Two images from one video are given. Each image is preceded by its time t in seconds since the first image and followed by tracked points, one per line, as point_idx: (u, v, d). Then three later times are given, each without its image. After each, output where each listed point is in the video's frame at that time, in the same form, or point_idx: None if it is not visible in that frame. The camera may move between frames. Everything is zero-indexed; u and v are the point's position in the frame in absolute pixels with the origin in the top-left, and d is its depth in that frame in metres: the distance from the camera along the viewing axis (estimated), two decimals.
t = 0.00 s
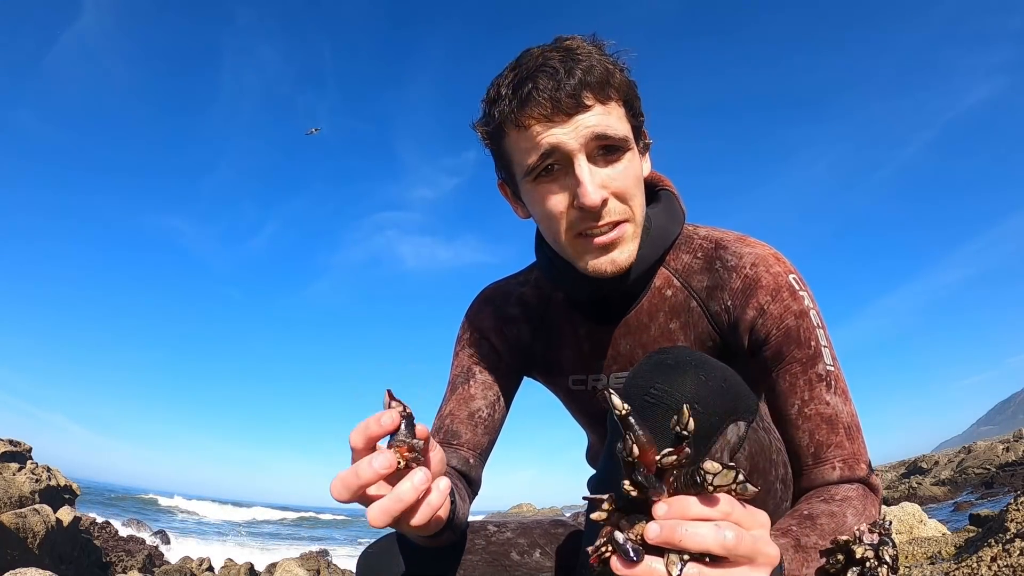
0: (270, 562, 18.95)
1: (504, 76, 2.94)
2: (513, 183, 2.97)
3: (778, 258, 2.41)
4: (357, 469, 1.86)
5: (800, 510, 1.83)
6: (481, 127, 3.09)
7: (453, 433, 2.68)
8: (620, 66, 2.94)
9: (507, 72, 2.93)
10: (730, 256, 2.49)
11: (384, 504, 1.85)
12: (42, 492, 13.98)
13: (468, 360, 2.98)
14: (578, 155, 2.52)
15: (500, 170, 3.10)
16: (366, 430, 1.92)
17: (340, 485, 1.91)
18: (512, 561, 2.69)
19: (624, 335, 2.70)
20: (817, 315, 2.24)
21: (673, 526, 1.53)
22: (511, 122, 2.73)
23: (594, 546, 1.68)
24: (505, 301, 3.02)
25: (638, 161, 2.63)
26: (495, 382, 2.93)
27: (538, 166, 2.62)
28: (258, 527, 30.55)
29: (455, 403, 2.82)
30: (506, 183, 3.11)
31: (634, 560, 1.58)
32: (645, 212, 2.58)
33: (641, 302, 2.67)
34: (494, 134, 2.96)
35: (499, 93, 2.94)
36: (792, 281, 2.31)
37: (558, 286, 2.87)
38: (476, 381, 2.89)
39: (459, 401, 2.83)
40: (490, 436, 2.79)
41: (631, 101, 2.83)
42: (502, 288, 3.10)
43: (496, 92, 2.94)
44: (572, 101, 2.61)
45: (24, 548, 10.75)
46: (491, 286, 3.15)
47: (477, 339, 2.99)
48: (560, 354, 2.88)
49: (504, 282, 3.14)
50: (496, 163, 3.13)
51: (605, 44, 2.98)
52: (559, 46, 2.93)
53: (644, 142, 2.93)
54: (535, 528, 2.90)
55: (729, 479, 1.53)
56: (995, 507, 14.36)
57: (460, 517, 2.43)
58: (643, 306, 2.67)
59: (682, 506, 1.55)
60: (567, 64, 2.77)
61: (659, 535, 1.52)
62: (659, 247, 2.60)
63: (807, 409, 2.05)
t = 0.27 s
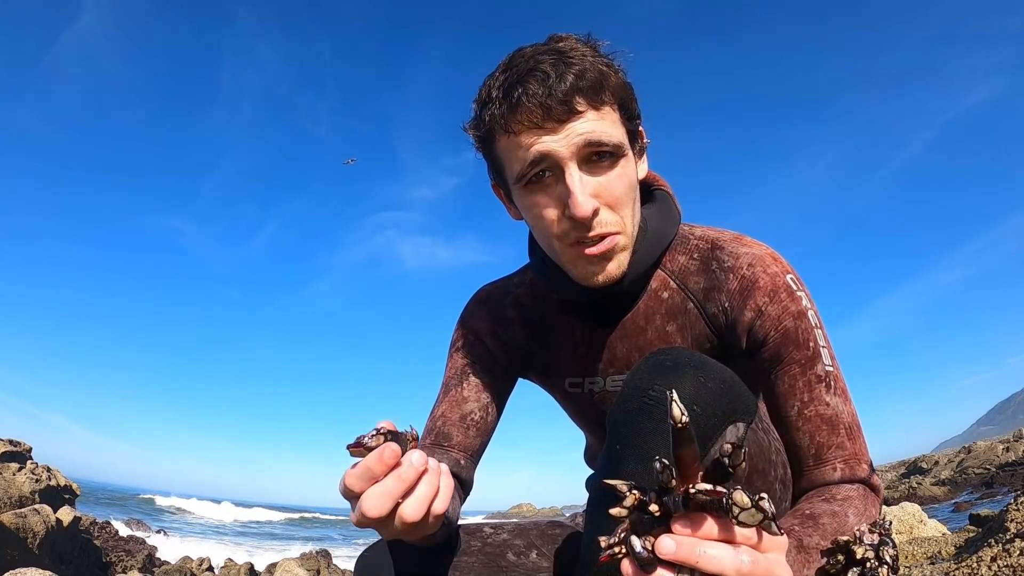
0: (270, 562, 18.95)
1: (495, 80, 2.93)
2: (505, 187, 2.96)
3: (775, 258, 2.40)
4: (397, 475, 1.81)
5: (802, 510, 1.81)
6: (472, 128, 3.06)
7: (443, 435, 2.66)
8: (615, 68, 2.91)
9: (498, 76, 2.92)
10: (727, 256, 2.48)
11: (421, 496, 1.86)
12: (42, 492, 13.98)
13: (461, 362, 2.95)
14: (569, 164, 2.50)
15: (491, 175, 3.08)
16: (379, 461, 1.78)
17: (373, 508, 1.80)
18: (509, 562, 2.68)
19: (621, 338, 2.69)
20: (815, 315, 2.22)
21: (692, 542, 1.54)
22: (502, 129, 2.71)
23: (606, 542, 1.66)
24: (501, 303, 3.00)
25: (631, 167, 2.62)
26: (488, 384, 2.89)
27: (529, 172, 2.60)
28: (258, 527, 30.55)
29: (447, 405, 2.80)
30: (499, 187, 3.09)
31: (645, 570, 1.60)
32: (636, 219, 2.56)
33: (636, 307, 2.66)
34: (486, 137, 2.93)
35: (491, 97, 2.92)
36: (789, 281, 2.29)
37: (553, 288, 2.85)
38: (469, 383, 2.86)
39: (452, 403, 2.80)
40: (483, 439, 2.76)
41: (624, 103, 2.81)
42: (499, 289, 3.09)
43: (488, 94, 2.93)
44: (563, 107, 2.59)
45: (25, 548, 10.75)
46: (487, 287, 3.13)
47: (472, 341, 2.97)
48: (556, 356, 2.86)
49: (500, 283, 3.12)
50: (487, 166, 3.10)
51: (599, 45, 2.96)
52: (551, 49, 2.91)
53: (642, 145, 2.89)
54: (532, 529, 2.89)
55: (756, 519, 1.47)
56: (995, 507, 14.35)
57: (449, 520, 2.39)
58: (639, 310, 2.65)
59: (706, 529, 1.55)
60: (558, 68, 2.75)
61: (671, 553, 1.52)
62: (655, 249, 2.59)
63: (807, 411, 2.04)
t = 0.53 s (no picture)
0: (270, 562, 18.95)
1: (546, 51, 2.84)
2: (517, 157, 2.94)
3: (769, 259, 2.40)
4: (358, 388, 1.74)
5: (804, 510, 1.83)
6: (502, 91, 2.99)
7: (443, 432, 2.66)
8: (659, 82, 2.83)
9: (550, 49, 2.83)
10: (721, 256, 2.48)
11: (406, 420, 1.73)
12: (42, 492, 13.97)
13: (460, 360, 2.94)
14: (580, 163, 2.51)
15: (508, 144, 3.06)
16: (360, 392, 1.74)
17: (348, 412, 1.76)
18: (510, 561, 2.68)
19: (616, 336, 2.69)
20: (810, 315, 2.22)
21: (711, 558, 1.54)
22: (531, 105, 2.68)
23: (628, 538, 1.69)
24: (498, 303, 3.00)
25: (644, 183, 2.62)
26: (487, 381, 2.89)
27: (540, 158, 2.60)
28: (258, 527, 30.54)
29: (447, 402, 2.79)
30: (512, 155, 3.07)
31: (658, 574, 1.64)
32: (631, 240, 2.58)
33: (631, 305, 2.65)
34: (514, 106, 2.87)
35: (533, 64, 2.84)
36: (783, 282, 2.29)
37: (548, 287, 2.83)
38: (468, 380, 2.85)
39: (450, 401, 2.79)
40: (482, 436, 2.76)
41: (657, 124, 2.74)
42: (495, 289, 3.08)
43: (531, 66, 2.83)
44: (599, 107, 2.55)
45: (25, 548, 10.74)
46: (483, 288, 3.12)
47: (470, 339, 2.96)
48: (553, 356, 2.87)
49: (496, 283, 3.12)
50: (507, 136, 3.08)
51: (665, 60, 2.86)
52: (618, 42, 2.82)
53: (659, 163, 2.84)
54: (533, 529, 2.88)
55: (831, 530, 1.58)
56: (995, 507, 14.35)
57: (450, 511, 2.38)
58: (634, 309, 2.65)
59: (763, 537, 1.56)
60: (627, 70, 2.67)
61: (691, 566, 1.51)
62: (655, 248, 2.59)
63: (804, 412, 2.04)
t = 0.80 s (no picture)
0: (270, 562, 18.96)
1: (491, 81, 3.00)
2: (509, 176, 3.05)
3: (780, 257, 2.40)
4: (377, 425, 1.71)
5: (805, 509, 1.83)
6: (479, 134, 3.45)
7: (449, 431, 2.66)
8: (598, 61, 2.90)
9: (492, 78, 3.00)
10: (732, 253, 2.49)
11: (411, 449, 1.74)
12: (42, 492, 13.98)
13: (466, 359, 2.94)
14: (548, 152, 2.60)
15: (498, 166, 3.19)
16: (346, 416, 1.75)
17: (343, 437, 1.77)
18: (513, 561, 2.69)
19: (625, 331, 2.69)
20: (818, 313, 2.23)
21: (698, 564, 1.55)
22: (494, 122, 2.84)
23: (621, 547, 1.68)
24: (505, 300, 3.02)
25: (621, 152, 2.67)
26: (493, 381, 2.89)
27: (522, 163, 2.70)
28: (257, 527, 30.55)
29: (451, 402, 2.80)
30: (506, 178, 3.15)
31: None
32: (625, 206, 2.60)
33: (640, 299, 2.66)
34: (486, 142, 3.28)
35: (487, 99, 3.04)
36: (793, 279, 2.30)
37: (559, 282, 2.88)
38: (474, 380, 2.86)
39: (457, 400, 2.80)
40: (487, 436, 2.76)
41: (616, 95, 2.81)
42: (503, 288, 3.10)
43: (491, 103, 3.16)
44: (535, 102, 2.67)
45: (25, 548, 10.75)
46: (490, 286, 3.14)
47: (477, 338, 2.97)
48: (561, 353, 2.87)
49: (503, 282, 3.13)
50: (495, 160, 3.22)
51: (586, 40, 3.02)
52: (532, 48, 2.94)
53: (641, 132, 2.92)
54: (535, 528, 2.90)
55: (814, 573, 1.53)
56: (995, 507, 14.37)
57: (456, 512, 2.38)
58: (644, 302, 2.66)
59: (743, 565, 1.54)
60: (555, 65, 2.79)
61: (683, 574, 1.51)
62: (660, 245, 2.60)
63: (809, 408, 2.05)
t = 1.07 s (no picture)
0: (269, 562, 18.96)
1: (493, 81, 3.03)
2: (508, 179, 3.02)
3: (777, 257, 2.40)
4: (474, 453, 1.87)
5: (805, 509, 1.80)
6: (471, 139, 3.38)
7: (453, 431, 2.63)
8: (600, 62, 2.96)
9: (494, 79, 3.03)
10: (729, 253, 2.48)
11: (493, 484, 1.97)
12: (42, 492, 13.97)
13: (469, 359, 2.92)
14: (559, 143, 2.59)
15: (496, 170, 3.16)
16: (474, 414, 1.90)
17: (455, 431, 1.92)
18: (514, 561, 2.68)
19: (624, 331, 2.69)
20: (816, 313, 2.22)
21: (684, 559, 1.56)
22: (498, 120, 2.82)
23: (611, 545, 1.70)
24: (506, 301, 3.02)
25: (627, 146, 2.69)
26: (496, 381, 2.88)
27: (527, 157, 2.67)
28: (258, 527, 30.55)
29: (456, 402, 2.75)
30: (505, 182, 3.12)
31: None
32: (633, 199, 2.60)
33: (639, 299, 2.66)
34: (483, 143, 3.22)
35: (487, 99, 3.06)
36: (791, 279, 2.29)
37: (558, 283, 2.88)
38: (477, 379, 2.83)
39: (460, 400, 2.77)
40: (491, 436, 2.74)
41: (616, 93, 2.85)
42: (503, 288, 3.10)
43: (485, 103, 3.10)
44: (545, 95, 2.68)
45: (25, 548, 10.75)
46: (492, 286, 3.14)
47: (480, 338, 2.95)
48: (562, 352, 2.86)
49: (504, 282, 3.13)
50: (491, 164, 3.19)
51: (585, 43, 3.05)
52: (538, 48, 2.99)
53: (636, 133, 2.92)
54: (537, 528, 2.90)
55: (802, 563, 1.49)
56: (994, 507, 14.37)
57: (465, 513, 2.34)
58: (642, 303, 2.65)
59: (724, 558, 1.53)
60: (560, 62, 2.82)
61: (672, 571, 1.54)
62: (658, 244, 2.59)
63: (807, 408, 2.04)
